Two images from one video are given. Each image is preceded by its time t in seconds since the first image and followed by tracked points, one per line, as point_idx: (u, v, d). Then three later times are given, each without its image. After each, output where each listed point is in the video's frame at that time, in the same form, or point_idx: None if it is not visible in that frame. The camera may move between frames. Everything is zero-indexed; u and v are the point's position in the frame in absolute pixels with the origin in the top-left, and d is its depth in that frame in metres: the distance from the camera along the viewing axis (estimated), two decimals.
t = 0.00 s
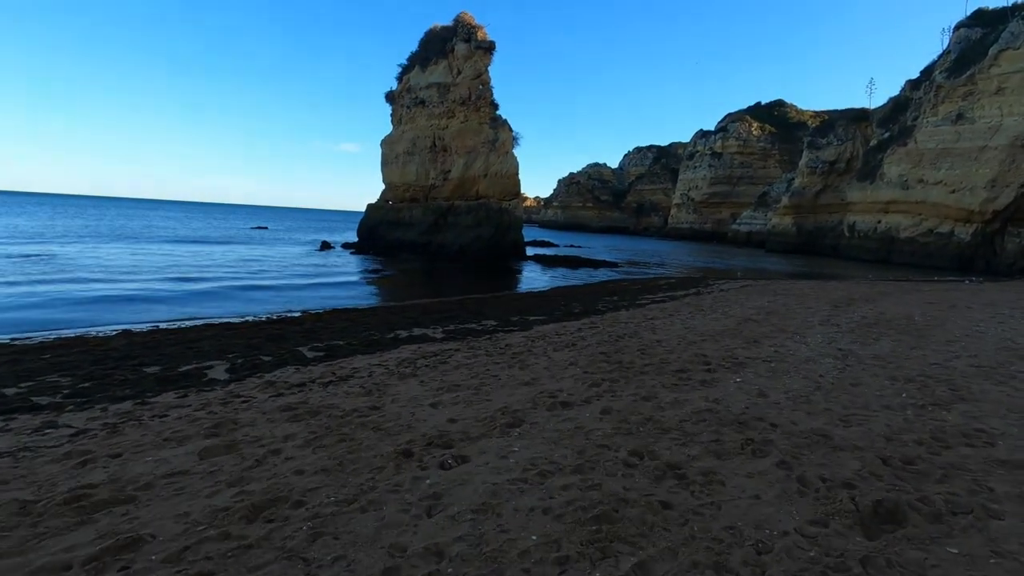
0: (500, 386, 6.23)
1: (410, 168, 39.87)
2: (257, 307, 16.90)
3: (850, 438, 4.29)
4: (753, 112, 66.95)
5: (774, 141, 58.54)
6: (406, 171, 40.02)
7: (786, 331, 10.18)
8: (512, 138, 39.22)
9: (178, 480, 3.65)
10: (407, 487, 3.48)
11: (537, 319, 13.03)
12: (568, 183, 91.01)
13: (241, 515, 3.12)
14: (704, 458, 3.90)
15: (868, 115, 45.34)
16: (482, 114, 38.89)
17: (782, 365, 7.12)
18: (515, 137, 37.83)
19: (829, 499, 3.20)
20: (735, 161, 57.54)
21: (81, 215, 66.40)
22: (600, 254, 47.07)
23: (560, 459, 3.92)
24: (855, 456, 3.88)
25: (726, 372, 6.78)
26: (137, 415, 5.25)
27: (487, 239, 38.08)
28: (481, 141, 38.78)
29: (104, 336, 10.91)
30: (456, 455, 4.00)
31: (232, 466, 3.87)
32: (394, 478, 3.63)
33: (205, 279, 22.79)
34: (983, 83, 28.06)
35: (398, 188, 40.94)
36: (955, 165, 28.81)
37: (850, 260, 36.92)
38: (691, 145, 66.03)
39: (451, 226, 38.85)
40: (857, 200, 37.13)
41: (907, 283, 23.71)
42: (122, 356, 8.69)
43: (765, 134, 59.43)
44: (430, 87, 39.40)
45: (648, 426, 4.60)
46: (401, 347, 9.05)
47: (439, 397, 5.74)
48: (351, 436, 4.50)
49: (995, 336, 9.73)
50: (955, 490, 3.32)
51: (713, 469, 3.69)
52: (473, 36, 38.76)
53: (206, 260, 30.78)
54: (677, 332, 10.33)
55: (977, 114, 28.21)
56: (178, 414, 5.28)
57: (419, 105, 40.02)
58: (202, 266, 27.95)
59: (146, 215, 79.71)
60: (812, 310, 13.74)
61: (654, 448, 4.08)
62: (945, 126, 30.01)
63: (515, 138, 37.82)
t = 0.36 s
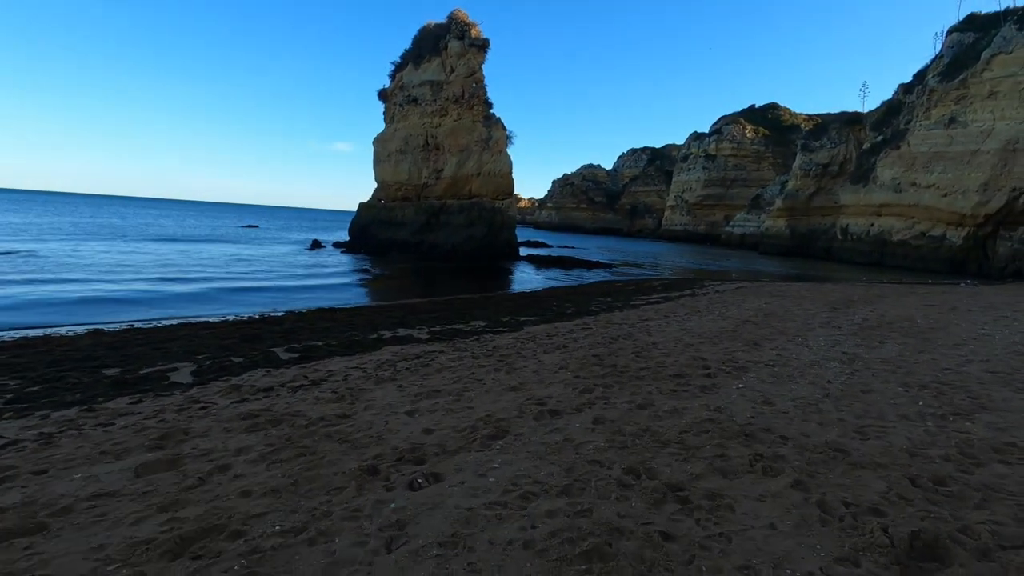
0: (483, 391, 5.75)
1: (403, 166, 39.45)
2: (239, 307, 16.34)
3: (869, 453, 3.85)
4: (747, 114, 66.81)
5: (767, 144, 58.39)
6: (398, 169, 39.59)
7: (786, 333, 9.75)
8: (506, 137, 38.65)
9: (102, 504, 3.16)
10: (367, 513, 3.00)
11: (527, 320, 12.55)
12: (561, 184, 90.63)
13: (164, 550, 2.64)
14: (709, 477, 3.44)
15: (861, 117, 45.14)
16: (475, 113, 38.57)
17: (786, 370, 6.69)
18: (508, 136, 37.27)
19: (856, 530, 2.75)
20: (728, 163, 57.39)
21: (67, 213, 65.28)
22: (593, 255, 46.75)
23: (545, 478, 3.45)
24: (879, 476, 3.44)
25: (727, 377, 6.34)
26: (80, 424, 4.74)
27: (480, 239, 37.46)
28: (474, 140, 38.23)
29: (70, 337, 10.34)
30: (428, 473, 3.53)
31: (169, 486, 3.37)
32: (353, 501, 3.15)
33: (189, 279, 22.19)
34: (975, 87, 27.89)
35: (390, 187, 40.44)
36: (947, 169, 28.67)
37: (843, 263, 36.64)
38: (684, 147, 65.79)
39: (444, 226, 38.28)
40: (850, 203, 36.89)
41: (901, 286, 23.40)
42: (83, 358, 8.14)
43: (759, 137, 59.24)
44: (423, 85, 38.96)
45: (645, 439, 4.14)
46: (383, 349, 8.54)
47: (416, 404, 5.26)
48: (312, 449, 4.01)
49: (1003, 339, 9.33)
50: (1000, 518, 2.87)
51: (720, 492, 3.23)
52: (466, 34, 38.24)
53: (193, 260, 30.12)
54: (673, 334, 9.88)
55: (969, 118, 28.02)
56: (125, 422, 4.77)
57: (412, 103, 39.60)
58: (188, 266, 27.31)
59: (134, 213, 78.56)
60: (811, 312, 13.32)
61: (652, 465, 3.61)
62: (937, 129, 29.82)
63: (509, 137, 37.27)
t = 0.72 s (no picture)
0: (460, 407, 5.24)
1: (387, 163, 38.92)
2: (212, 309, 15.63)
3: (890, 485, 3.42)
4: (733, 114, 67.05)
5: (753, 143, 58.50)
6: (383, 166, 39.02)
7: (779, 338, 9.37)
8: (492, 134, 37.91)
9: None
10: None
11: (511, 323, 12.05)
12: (548, 183, 90.28)
13: None
14: (713, 520, 2.98)
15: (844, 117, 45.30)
16: (461, 109, 37.71)
17: (784, 380, 6.29)
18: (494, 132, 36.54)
19: None
20: (713, 162, 57.49)
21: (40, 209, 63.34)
22: (579, 253, 46.40)
23: (525, 522, 2.97)
24: (907, 516, 3.00)
25: (723, 389, 5.90)
26: None
27: (465, 237, 36.82)
28: (460, 136, 37.50)
29: (20, 341, 9.63)
30: (389, 517, 3.02)
31: (75, 538, 2.83)
32: (294, 558, 2.64)
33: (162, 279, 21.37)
34: (956, 88, 27.92)
35: (374, 183, 39.88)
36: (929, 169, 28.85)
37: (827, 262, 36.65)
38: (671, 146, 65.78)
39: (429, 223, 37.60)
40: (833, 202, 36.94)
41: (885, 285, 23.32)
42: (27, 367, 7.48)
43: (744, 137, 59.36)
44: (408, 80, 38.33)
45: (638, 468, 3.68)
46: (356, 356, 7.97)
47: (384, 424, 4.73)
48: (257, 484, 3.48)
49: (1002, 343, 9.02)
50: None
51: (726, 540, 2.78)
52: (452, 28, 37.51)
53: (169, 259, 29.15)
54: (664, 338, 9.45)
55: (950, 119, 28.09)
56: (48, 449, 4.19)
57: (397, 98, 39.01)
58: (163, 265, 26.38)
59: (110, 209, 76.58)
60: (802, 314, 12.98)
61: (647, 504, 3.15)
62: (919, 130, 29.96)
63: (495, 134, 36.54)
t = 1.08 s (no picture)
0: (414, 417, 4.67)
1: (354, 153, 37.66)
2: (160, 306, 14.59)
3: (894, 508, 3.02)
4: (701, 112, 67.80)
5: (720, 141, 59.17)
6: (349, 156, 37.75)
7: (753, 336, 9.06)
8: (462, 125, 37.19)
9: None
10: None
11: (478, 319, 11.49)
12: (519, 177, 89.82)
13: None
14: (703, 562, 2.52)
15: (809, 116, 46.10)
16: (430, 98, 36.85)
17: (764, 382, 5.92)
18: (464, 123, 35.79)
19: None
20: (682, 159, 58.00)
21: None
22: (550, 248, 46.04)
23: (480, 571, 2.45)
24: (921, 552, 2.60)
25: (701, 392, 5.49)
26: None
27: (434, 230, 35.98)
28: (428, 127, 36.57)
29: None
30: (312, 568, 2.46)
31: None
32: None
33: (108, 273, 19.99)
34: (914, 90, 28.69)
35: (340, 174, 38.57)
36: (888, 169, 29.63)
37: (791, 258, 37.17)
38: (641, 142, 66.11)
39: (397, 215, 36.54)
40: (797, 200, 37.48)
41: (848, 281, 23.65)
42: None
43: (712, 134, 59.98)
44: (376, 68, 37.15)
45: (613, 492, 3.20)
46: (305, 356, 7.29)
47: (323, 439, 4.13)
48: (155, 524, 2.86)
49: (974, 340, 8.92)
50: None
51: None
52: (421, 16, 36.47)
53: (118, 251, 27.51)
54: (636, 336, 9.04)
55: (908, 120, 28.92)
56: None
57: (364, 87, 37.73)
58: (110, 258, 24.82)
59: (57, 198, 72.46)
60: (773, 310, 12.78)
61: (625, 543, 2.67)
62: (879, 131, 30.83)
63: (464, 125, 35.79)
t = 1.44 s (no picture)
0: (329, 426, 4.09)
1: (299, 137, 35.76)
2: (71, 297, 13.23)
3: (857, 528, 2.72)
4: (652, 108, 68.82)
5: (671, 137, 60.20)
6: (294, 140, 35.83)
7: (701, 330, 8.90)
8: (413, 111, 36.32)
9: None
10: None
11: (420, 312, 10.89)
12: (473, 168, 88.84)
13: None
14: None
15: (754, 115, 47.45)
16: (379, 82, 35.73)
17: (714, 380, 5.67)
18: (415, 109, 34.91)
19: None
20: (634, 154, 58.74)
21: None
22: (503, 239, 45.53)
23: None
24: None
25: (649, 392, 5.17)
26: None
27: (383, 219, 34.82)
28: (378, 112, 35.38)
29: None
30: None
31: None
32: None
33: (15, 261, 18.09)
34: (851, 94, 30.09)
35: (284, 159, 36.54)
36: (825, 168, 30.88)
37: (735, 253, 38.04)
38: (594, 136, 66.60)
39: (344, 203, 35.08)
40: (742, 197, 38.41)
41: (789, 275, 24.33)
42: None
43: (663, 130, 60.98)
44: (322, 49, 35.32)
45: (549, 518, 2.76)
46: (218, 354, 6.52)
47: (215, 455, 3.50)
48: None
49: (911, 335, 9.03)
50: None
51: None
52: None
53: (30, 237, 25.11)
54: (583, 330, 8.73)
55: (845, 122, 30.31)
56: None
57: (309, 67, 35.85)
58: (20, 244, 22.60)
59: None
60: (720, 304, 12.77)
61: None
62: (818, 131, 32.14)
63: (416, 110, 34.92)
